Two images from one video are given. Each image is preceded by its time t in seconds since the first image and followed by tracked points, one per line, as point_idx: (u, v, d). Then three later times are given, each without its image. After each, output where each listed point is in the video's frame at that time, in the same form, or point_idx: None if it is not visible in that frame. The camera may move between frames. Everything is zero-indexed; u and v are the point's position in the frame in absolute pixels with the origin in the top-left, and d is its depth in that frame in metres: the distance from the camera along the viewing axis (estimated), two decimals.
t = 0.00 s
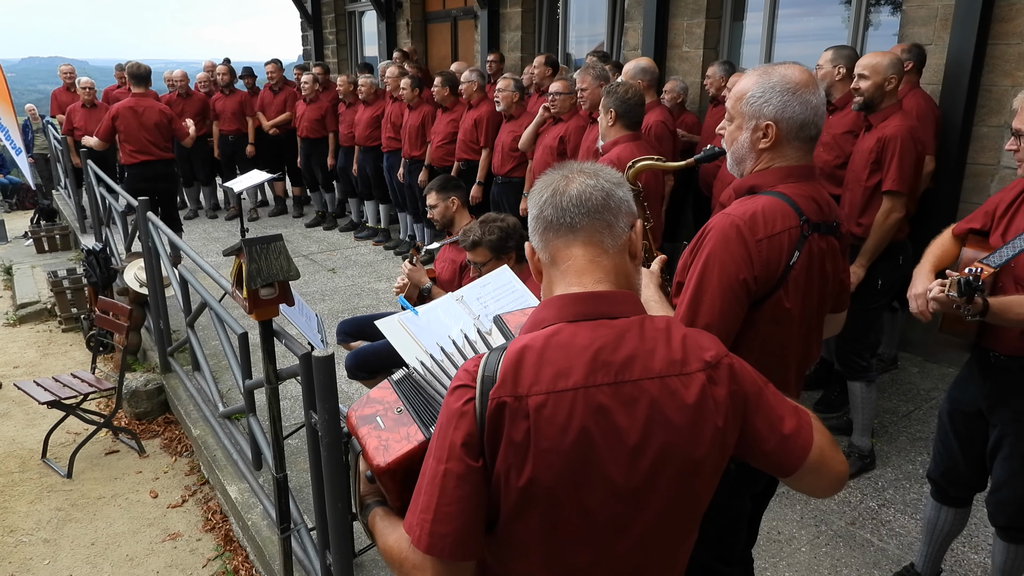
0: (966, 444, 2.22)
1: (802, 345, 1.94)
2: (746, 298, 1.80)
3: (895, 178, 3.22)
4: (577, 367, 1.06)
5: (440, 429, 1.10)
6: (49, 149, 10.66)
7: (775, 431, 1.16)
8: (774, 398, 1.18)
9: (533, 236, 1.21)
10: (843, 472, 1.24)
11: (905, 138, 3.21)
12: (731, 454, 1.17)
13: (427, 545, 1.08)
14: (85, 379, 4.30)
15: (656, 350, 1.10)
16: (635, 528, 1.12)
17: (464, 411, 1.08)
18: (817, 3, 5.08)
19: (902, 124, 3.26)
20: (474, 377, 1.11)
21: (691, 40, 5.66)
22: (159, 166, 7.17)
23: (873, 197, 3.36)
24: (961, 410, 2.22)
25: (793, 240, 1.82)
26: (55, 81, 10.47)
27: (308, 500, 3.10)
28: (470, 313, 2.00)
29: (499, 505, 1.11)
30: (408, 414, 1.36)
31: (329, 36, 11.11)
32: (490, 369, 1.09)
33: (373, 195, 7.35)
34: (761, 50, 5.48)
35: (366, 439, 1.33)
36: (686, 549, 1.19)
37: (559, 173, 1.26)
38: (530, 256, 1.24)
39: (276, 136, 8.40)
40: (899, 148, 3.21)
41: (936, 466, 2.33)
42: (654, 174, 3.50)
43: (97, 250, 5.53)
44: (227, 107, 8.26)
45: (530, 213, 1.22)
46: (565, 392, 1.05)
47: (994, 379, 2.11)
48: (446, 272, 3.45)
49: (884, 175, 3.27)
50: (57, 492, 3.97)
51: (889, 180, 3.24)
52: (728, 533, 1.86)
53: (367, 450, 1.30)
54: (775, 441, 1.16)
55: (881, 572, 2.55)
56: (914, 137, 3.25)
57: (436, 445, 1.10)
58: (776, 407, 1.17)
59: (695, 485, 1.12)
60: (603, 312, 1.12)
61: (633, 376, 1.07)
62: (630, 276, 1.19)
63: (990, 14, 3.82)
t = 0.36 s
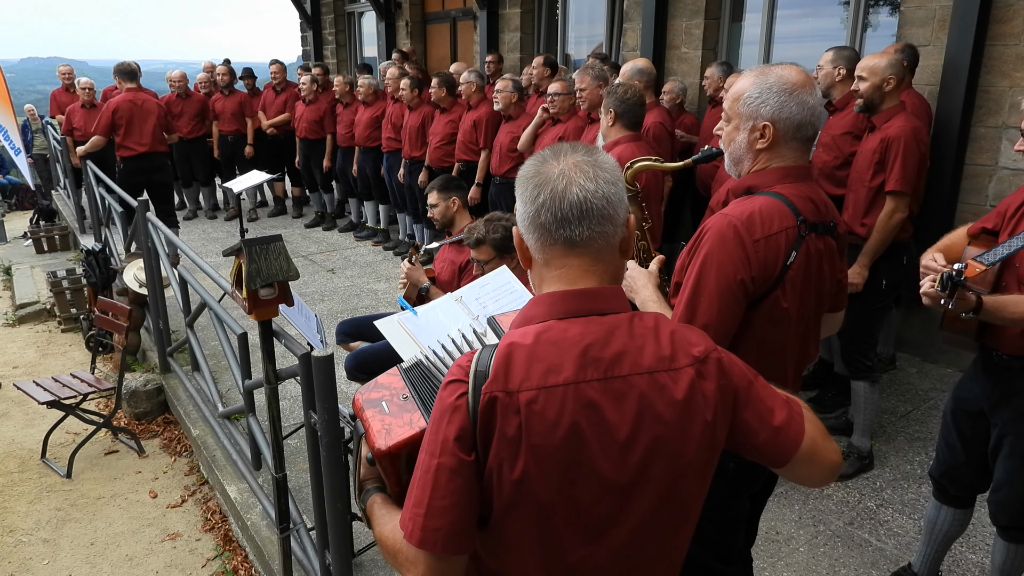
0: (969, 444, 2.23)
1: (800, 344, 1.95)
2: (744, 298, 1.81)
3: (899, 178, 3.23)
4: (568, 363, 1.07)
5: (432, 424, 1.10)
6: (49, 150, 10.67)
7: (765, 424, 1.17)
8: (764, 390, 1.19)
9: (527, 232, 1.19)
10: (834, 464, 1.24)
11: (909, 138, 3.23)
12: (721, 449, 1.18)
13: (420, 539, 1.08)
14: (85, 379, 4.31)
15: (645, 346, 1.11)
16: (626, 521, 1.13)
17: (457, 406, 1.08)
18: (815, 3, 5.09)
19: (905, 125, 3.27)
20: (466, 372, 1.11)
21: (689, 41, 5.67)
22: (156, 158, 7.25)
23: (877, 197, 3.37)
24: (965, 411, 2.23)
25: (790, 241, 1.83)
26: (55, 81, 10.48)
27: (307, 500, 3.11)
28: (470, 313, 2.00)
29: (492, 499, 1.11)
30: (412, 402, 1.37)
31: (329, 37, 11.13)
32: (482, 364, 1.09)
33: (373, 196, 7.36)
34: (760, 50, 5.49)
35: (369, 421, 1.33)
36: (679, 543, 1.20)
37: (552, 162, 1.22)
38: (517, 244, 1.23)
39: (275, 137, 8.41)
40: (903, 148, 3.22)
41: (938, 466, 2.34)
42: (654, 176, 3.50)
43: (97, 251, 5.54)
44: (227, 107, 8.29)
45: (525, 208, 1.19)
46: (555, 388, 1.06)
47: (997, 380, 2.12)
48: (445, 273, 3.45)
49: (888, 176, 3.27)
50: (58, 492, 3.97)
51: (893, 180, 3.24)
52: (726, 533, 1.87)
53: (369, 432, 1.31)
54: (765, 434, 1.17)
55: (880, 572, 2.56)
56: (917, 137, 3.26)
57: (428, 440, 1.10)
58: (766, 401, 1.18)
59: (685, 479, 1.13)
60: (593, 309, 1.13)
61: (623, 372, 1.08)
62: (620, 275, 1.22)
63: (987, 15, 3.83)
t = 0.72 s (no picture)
0: (967, 443, 2.24)
1: (799, 344, 1.95)
2: (743, 299, 1.81)
3: (911, 178, 3.21)
4: (559, 359, 1.08)
5: (426, 421, 1.10)
6: (47, 153, 10.67)
7: (752, 416, 1.19)
8: (750, 383, 1.21)
9: (524, 236, 1.16)
10: (821, 454, 1.26)
11: (921, 137, 3.23)
12: (709, 442, 1.20)
13: (415, 533, 1.08)
14: (84, 381, 4.31)
15: (635, 341, 1.12)
16: (618, 514, 1.14)
17: (451, 402, 1.08)
18: (813, 4, 5.09)
19: (916, 124, 3.27)
20: (461, 368, 1.11)
21: (687, 42, 5.68)
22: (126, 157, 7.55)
23: (888, 197, 3.37)
24: (963, 409, 2.23)
25: (787, 242, 1.84)
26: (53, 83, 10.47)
27: (307, 501, 3.12)
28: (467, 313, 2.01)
29: (485, 495, 1.11)
30: (416, 390, 1.38)
31: (327, 38, 11.13)
32: (475, 361, 1.09)
33: (371, 197, 7.37)
34: (758, 51, 5.50)
35: (374, 411, 1.34)
36: (670, 535, 1.21)
37: (552, 164, 1.17)
38: (507, 241, 1.20)
39: (274, 139, 8.41)
40: (915, 147, 3.21)
41: (936, 464, 2.34)
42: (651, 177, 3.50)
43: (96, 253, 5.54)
44: (225, 109, 8.28)
45: (524, 213, 1.15)
46: (547, 383, 1.06)
47: (995, 378, 2.12)
48: (444, 274, 3.46)
49: (899, 176, 3.26)
50: (57, 494, 3.97)
51: (905, 180, 3.23)
52: (724, 532, 1.87)
53: (374, 422, 1.31)
54: (752, 425, 1.19)
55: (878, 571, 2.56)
56: (928, 136, 3.25)
57: (421, 436, 1.10)
58: (752, 393, 1.20)
59: (675, 472, 1.15)
60: (585, 305, 1.14)
61: (614, 367, 1.09)
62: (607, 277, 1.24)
63: (985, 16, 3.84)
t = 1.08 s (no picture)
0: (965, 443, 2.24)
1: (795, 344, 1.96)
2: (741, 299, 1.81)
3: (913, 179, 3.22)
4: (559, 357, 1.08)
5: (426, 417, 1.10)
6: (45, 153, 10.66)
7: (748, 415, 1.20)
8: (746, 383, 1.22)
9: (536, 240, 1.15)
10: (814, 454, 1.28)
11: (923, 137, 3.24)
12: (706, 441, 1.21)
13: (413, 528, 1.08)
14: (82, 382, 4.30)
15: (634, 340, 1.12)
16: (615, 511, 1.14)
17: (451, 398, 1.07)
18: (812, 5, 5.10)
19: (919, 124, 3.28)
20: (461, 365, 1.11)
21: (686, 43, 5.69)
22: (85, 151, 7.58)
23: (889, 196, 3.36)
24: (960, 410, 2.24)
25: (784, 242, 1.84)
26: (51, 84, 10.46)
27: (305, 502, 3.12)
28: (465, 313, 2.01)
29: (483, 492, 1.11)
30: (427, 378, 1.40)
31: (326, 39, 11.13)
32: (476, 358, 1.08)
33: (370, 198, 7.37)
34: (756, 52, 5.50)
35: (385, 399, 1.35)
36: (666, 532, 1.22)
37: (566, 169, 1.14)
38: (513, 241, 1.18)
39: (273, 140, 8.41)
40: (917, 149, 3.23)
41: (932, 464, 2.34)
42: (648, 178, 3.50)
43: (94, 253, 5.53)
44: (224, 109, 8.28)
45: (538, 218, 1.13)
46: (548, 381, 1.06)
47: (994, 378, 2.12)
48: (442, 274, 3.46)
49: (900, 177, 3.27)
50: (55, 495, 3.96)
51: (906, 180, 3.24)
52: (723, 533, 1.87)
53: (386, 410, 1.32)
54: (748, 424, 1.20)
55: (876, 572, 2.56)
56: (930, 137, 3.26)
57: (421, 431, 1.10)
58: (748, 393, 1.21)
59: (672, 470, 1.15)
60: (584, 303, 1.14)
61: (613, 365, 1.09)
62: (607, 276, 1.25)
63: (983, 17, 3.84)
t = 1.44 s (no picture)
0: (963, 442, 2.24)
1: (791, 345, 1.96)
2: (736, 300, 1.81)
3: (900, 182, 3.21)
4: (565, 357, 1.08)
5: (431, 417, 1.10)
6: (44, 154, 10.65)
7: (749, 415, 1.20)
8: (746, 383, 1.22)
9: (550, 246, 1.14)
10: (810, 454, 1.29)
11: (913, 140, 3.23)
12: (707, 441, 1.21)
13: (416, 528, 1.08)
14: (80, 382, 4.30)
15: (639, 341, 1.12)
16: (620, 512, 1.14)
17: (456, 398, 1.07)
18: (812, 6, 5.10)
19: (909, 127, 3.27)
20: (467, 364, 1.11)
21: (685, 43, 5.69)
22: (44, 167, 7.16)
23: (878, 199, 3.38)
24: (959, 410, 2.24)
25: (779, 242, 1.84)
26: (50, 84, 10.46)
27: (304, 502, 3.12)
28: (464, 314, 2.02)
29: (486, 492, 1.10)
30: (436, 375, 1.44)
31: (325, 39, 11.12)
32: (482, 357, 1.08)
33: (368, 198, 7.37)
34: (755, 52, 5.51)
35: (392, 393, 1.36)
36: (667, 533, 1.22)
37: (583, 174, 1.14)
38: (524, 245, 1.16)
39: (271, 140, 8.40)
40: (907, 151, 3.22)
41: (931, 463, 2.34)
42: (648, 178, 3.50)
43: (93, 253, 5.52)
44: (223, 110, 8.28)
45: (555, 222, 1.12)
46: (555, 381, 1.06)
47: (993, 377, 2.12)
48: (441, 275, 3.46)
49: (890, 178, 3.27)
50: (53, 495, 3.96)
51: (895, 183, 3.23)
52: (720, 532, 1.87)
53: (393, 404, 1.33)
54: (748, 424, 1.21)
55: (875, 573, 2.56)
56: (921, 139, 3.25)
57: (426, 431, 1.10)
58: (749, 393, 1.22)
59: (675, 472, 1.15)
60: (586, 304, 1.14)
61: (619, 366, 1.09)
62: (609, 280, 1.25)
63: (982, 18, 3.85)
